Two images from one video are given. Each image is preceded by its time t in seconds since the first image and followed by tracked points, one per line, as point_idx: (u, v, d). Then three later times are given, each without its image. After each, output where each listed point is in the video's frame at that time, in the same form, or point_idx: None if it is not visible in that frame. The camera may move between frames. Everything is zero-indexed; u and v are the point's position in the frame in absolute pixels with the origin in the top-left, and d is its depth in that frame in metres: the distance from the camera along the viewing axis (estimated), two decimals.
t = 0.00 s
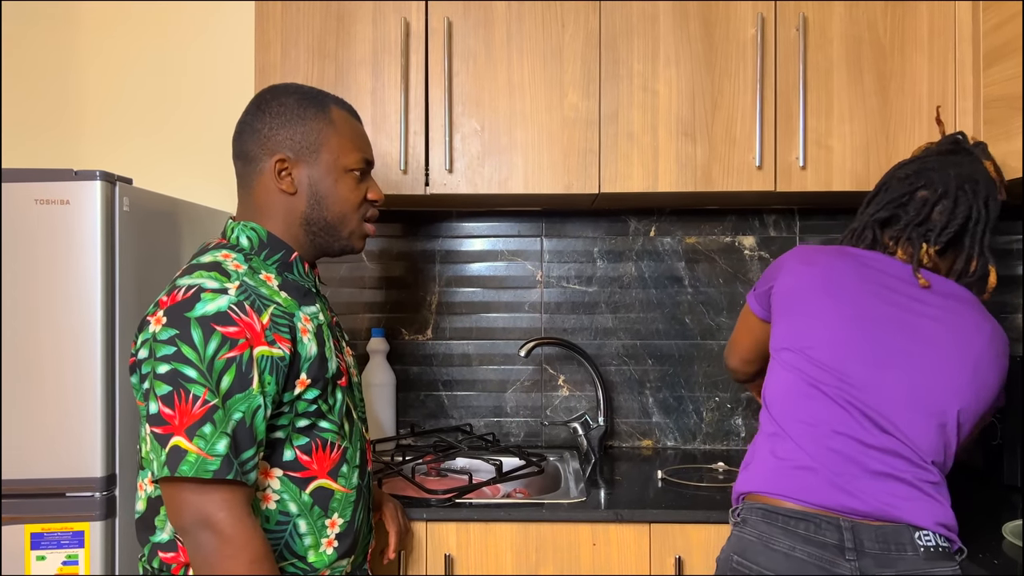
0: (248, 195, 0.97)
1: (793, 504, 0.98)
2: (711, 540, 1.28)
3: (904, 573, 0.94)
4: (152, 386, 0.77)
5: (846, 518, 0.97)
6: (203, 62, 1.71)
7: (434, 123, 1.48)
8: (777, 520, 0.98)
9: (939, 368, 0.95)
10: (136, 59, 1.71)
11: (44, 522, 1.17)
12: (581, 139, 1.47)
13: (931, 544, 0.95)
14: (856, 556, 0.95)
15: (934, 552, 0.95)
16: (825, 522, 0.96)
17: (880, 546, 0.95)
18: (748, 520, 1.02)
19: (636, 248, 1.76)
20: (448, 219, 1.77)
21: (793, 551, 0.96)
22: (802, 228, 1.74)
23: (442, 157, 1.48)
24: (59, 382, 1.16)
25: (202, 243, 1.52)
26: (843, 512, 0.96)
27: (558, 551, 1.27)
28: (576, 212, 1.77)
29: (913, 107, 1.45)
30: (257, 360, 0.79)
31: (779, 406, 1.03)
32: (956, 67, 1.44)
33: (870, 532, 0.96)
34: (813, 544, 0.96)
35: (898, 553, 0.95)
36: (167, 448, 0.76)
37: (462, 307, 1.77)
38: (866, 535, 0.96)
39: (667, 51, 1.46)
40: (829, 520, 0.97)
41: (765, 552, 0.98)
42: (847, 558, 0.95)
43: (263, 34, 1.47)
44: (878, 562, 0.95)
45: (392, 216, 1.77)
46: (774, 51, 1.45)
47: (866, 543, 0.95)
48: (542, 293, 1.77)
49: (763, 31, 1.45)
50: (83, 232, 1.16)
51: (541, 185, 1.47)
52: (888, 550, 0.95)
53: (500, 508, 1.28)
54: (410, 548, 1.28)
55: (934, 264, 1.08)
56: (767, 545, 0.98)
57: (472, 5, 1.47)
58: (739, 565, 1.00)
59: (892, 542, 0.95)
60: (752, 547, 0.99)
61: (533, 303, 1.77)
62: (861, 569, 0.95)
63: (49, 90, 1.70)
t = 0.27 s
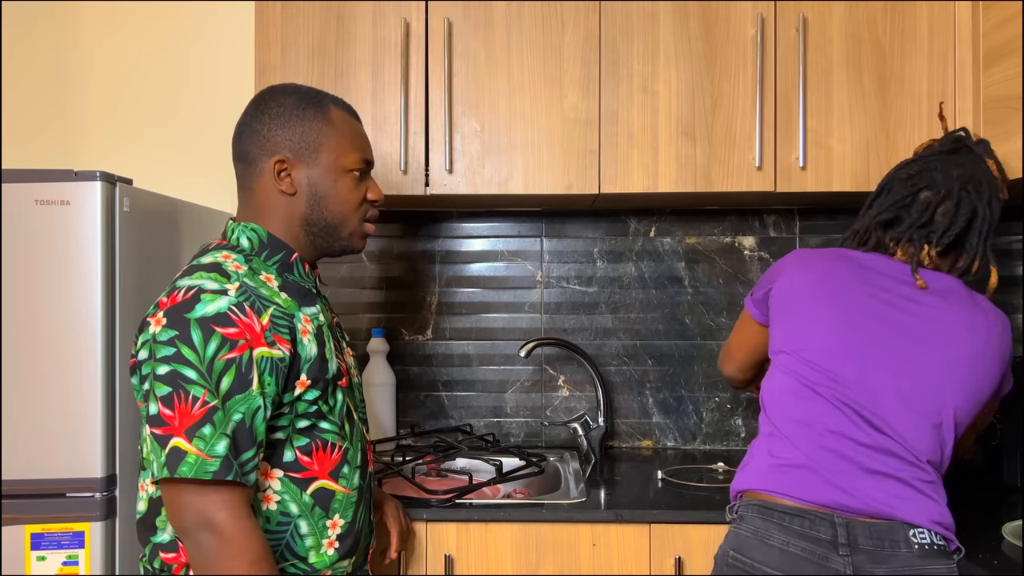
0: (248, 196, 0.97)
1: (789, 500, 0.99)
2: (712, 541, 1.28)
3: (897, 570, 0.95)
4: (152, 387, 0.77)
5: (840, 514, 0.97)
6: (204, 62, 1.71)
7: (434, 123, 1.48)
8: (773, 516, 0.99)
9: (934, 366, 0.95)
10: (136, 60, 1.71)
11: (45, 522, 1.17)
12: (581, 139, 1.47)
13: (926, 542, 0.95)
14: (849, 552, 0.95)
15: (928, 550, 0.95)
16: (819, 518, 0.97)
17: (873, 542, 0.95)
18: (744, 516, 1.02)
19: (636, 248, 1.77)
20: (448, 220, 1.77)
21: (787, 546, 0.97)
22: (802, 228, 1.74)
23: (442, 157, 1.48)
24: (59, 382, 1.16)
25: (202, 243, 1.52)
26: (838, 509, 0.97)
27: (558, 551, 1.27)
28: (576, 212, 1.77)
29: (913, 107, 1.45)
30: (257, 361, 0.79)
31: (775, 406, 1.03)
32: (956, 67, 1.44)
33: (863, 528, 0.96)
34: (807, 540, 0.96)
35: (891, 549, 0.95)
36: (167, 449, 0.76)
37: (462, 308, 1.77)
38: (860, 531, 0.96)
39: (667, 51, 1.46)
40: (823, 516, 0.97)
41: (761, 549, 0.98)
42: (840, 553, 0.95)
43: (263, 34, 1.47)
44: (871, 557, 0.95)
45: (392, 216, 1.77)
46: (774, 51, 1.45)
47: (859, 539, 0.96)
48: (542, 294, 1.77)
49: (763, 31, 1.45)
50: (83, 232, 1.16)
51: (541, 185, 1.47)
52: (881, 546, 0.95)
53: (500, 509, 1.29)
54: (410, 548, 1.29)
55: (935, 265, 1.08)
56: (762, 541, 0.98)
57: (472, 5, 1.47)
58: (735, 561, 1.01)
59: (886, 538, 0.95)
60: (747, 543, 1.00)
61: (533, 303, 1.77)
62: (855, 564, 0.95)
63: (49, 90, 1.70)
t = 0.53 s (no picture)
0: (247, 196, 0.97)
1: (790, 502, 0.98)
2: (711, 541, 1.28)
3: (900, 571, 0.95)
4: (151, 387, 0.77)
5: (842, 515, 0.97)
6: (203, 62, 1.71)
7: (434, 124, 1.48)
8: (774, 518, 0.98)
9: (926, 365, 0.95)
10: (136, 60, 1.71)
11: (44, 523, 1.17)
12: (580, 140, 1.47)
13: (927, 542, 0.95)
14: (851, 552, 0.95)
15: (930, 549, 0.95)
16: (820, 519, 0.96)
17: (875, 542, 0.95)
18: (746, 518, 1.02)
19: (636, 249, 1.77)
20: (448, 220, 1.77)
21: (789, 547, 0.96)
22: (801, 228, 1.74)
23: (442, 157, 1.48)
24: (59, 383, 1.16)
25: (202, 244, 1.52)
26: (839, 509, 0.96)
27: (557, 551, 1.27)
28: (575, 213, 1.77)
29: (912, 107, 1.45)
30: (256, 361, 0.79)
31: (770, 410, 1.03)
32: (955, 68, 1.45)
33: (865, 529, 0.96)
34: (808, 540, 0.96)
35: (893, 550, 0.95)
36: (165, 450, 0.76)
37: (462, 308, 1.77)
38: (862, 532, 0.96)
39: (666, 51, 1.46)
40: (825, 517, 0.97)
41: (763, 550, 0.98)
42: (843, 553, 0.95)
43: (263, 34, 1.47)
44: (873, 558, 0.95)
45: (391, 216, 1.77)
46: (773, 52, 1.45)
47: (861, 539, 0.95)
48: (542, 294, 1.77)
49: (762, 31, 1.45)
50: (82, 233, 1.16)
51: (541, 185, 1.47)
52: (883, 547, 0.95)
53: (500, 509, 1.29)
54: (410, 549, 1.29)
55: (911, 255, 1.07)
56: (764, 542, 0.98)
57: (472, 5, 1.47)
58: (737, 562, 1.00)
59: (888, 539, 0.95)
60: (749, 545, 0.99)
61: (532, 303, 1.77)
62: (857, 565, 0.95)
63: (48, 91, 1.70)
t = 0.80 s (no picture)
0: (245, 197, 0.97)
1: (786, 503, 0.98)
2: (710, 541, 1.28)
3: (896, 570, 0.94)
4: (148, 387, 0.77)
5: (838, 515, 0.97)
6: (202, 62, 1.71)
7: (433, 124, 1.48)
8: (771, 519, 0.99)
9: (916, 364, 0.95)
10: (135, 60, 1.71)
11: (43, 523, 1.17)
12: (579, 140, 1.47)
13: (924, 541, 0.95)
14: (847, 552, 0.95)
15: (926, 549, 0.95)
16: (817, 519, 0.96)
17: (871, 542, 0.95)
18: (742, 519, 1.02)
19: (635, 249, 1.77)
20: (447, 221, 1.77)
21: (785, 548, 0.97)
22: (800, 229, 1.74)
23: (441, 158, 1.48)
24: (58, 383, 1.16)
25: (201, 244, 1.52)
26: (835, 510, 0.96)
27: (556, 552, 1.27)
28: (575, 213, 1.77)
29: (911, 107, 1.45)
30: (254, 361, 0.79)
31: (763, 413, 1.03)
32: (954, 69, 1.45)
33: (861, 529, 0.96)
34: (805, 541, 0.96)
35: (890, 550, 0.95)
36: (163, 450, 0.76)
37: (461, 308, 1.77)
38: (858, 531, 0.96)
39: (666, 51, 1.46)
40: (821, 517, 0.97)
41: (759, 551, 0.98)
42: (839, 553, 0.95)
43: (262, 34, 1.47)
44: (870, 558, 0.95)
45: (391, 216, 1.77)
46: (772, 52, 1.45)
47: (857, 539, 0.95)
48: (541, 294, 1.77)
49: (761, 32, 1.45)
50: (82, 234, 1.16)
51: (540, 186, 1.47)
52: (879, 547, 0.95)
53: (499, 509, 1.29)
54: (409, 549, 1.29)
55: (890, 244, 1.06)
56: (761, 543, 0.98)
57: (471, 5, 1.47)
58: (734, 563, 1.01)
59: (884, 539, 0.95)
60: (746, 545, 1.00)
61: (532, 303, 1.77)
62: (853, 564, 0.95)
63: (47, 91, 1.70)
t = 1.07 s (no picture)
0: (243, 196, 0.97)
1: (783, 502, 0.98)
2: (709, 541, 1.28)
3: (894, 569, 0.94)
4: (146, 387, 0.77)
5: (835, 513, 0.97)
6: (201, 62, 1.71)
7: (432, 124, 1.48)
8: (768, 518, 0.99)
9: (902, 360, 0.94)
10: (134, 59, 1.71)
11: (42, 522, 1.17)
12: (578, 140, 1.47)
13: (922, 539, 0.95)
14: (845, 550, 0.95)
15: (924, 547, 0.95)
16: (814, 517, 0.97)
17: (869, 540, 0.95)
18: (740, 519, 1.02)
19: (634, 249, 1.77)
20: (447, 220, 1.77)
21: (782, 546, 0.96)
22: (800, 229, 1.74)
23: (440, 158, 1.48)
24: (57, 383, 1.16)
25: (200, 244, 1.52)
26: (832, 509, 0.96)
27: (555, 552, 1.27)
28: (574, 213, 1.77)
29: (911, 107, 1.45)
30: (251, 361, 0.79)
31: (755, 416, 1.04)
32: (952, 69, 1.45)
33: (859, 527, 0.96)
34: (802, 539, 0.96)
35: (887, 548, 0.95)
36: (161, 449, 0.76)
37: (461, 308, 1.77)
38: (855, 530, 0.96)
39: (665, 51, 1.46)
40: (818, 515, 0.97)
41: (756, 549, 0.98)
42: (836, 551, 0.95)
43: (261, 34, 1.47)
44: (867, 556, 0.95)
45: (390, 216, 1.77)
46: (772, 52, 1.45)
47: (854, 537, 0.95)
48: (540, 294, 1.77)
49: (761, 32, 1.45)
50: (81, 234, 1.16)
51: (539, 186, 1.47)
52: (877, 545, 0.95)
53: (498, 509, 1.29)
54: (408, 549, 1.28)
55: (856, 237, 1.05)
56: (758, 542, 0.98)
57: (470, 5, 1.47)
58: (732, 562, 1.00)
59: (881, 537, 0.95)
60: (743, 544, 0.99)
61: (531, 303, 1.77)
62: (851, 562, 0.95)
63: (46, 91, 1.70)
